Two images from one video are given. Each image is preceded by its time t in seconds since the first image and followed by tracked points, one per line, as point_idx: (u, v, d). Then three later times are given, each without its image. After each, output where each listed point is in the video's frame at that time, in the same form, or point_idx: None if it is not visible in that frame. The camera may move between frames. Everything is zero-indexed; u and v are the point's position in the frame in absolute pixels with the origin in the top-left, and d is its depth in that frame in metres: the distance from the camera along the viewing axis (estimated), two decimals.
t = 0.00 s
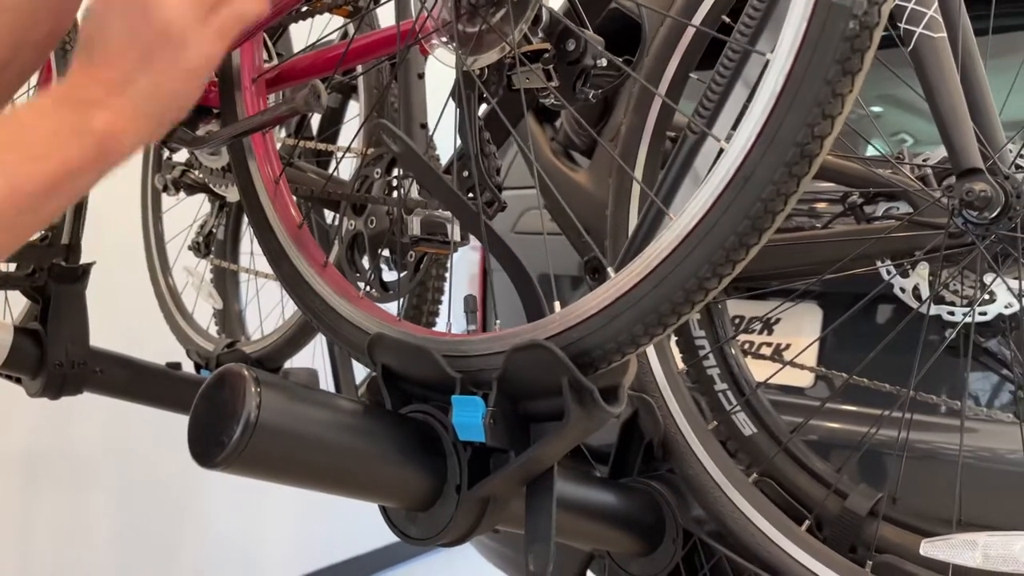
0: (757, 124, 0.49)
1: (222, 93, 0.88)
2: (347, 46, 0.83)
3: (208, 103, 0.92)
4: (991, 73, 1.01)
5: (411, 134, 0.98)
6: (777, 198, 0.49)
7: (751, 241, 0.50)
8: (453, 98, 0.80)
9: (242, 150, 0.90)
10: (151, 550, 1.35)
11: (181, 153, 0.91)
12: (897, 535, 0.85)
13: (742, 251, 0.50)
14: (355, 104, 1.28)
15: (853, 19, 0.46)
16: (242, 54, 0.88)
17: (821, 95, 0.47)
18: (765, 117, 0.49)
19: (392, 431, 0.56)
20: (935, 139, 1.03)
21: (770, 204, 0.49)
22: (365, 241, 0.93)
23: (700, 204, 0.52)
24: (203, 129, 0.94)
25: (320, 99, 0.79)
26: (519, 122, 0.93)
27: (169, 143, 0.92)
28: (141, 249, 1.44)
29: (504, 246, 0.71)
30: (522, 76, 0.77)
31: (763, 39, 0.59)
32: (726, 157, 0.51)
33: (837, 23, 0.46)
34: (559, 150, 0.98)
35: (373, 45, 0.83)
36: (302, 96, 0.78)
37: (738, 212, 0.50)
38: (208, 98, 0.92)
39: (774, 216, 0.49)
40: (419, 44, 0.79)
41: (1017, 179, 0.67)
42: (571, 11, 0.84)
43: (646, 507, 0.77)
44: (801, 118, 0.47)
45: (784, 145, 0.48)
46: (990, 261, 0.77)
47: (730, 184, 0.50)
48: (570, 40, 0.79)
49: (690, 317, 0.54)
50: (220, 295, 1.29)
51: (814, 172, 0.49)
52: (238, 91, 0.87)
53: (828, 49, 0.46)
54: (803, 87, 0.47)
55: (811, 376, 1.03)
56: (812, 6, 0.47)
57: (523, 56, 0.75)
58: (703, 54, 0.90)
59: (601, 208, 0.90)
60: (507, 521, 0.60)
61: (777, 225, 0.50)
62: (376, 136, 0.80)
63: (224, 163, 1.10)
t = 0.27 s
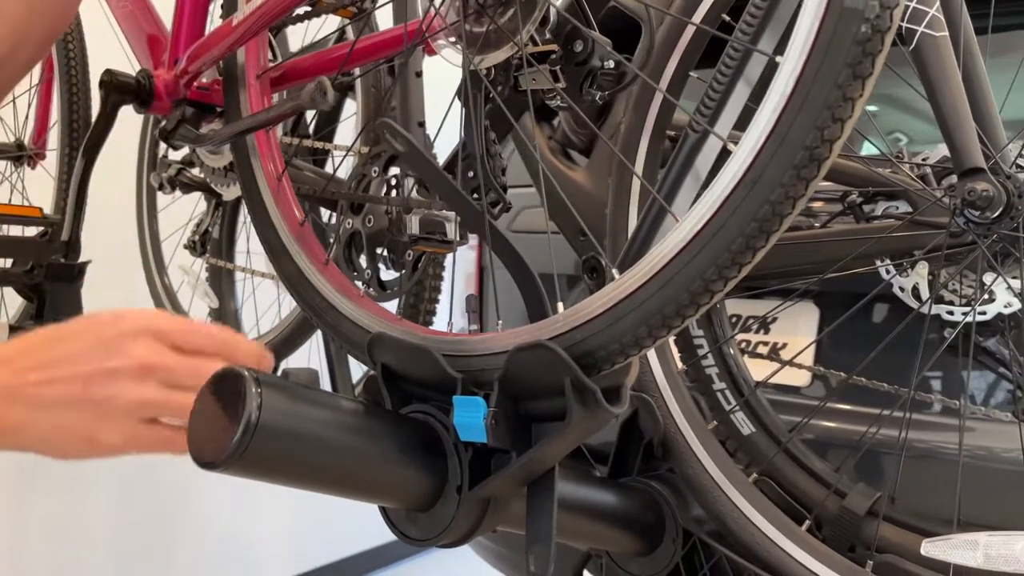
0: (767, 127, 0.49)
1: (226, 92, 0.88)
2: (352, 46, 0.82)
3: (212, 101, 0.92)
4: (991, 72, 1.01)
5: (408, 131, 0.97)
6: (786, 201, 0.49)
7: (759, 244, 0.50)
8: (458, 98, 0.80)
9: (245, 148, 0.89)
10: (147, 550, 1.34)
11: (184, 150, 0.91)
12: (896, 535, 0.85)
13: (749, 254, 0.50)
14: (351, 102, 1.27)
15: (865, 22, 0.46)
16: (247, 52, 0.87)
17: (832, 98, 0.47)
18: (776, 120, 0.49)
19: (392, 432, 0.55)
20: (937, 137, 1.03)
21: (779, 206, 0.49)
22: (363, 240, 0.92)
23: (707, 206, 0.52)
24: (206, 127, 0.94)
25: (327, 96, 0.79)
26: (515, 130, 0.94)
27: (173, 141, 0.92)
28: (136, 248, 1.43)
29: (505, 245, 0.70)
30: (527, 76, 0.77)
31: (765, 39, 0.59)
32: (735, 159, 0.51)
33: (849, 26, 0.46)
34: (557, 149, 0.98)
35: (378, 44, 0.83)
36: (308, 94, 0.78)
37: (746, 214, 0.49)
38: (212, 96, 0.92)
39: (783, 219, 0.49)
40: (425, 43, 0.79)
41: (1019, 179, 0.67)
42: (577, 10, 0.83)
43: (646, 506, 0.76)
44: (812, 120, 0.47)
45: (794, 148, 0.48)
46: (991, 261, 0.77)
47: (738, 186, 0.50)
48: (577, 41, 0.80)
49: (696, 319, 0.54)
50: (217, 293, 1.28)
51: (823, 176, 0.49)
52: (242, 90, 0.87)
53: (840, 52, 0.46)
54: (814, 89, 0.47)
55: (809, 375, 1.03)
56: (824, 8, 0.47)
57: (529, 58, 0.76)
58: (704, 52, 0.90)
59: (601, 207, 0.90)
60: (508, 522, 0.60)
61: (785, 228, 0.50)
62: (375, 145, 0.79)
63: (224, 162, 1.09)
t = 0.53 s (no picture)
0: (767, 126, 0.49)
1: (227, 92, 0.87)
2: (354, 47, 0.82)
3: (212, 100, 0.91)
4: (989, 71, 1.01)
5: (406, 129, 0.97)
6: (787, 199, 0.49)
7: (760, 242, 0.50)
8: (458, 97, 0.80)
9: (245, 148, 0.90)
10: (143, 550, 1.34)
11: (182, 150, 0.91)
12: (893, 534, 0.85)
13: (750, 252, 0.50)
14: (349, 101, 1.27)
15: (867, 21, 0.46)
16: (248, 52, 0.87)
17: (834, 98, 0.47)
18: (777, 118, 0.49)
19: (392, 432, 0.55)
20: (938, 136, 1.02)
21: (780, 205, 0.49)
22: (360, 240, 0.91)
23: (707, 206, 0.51)
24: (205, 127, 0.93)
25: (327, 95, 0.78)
26: (514, 132, 0.94)
27: (172, 139, 0.91)
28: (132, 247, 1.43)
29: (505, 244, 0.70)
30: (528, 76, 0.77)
31: (764, 37, 0.59)
32: (735, 158, 0.50)
33: (852, 25, 0.46)
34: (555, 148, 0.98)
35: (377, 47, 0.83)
36: (308, 93, 0.77)
37: (747, 213, 0.49)
38: (213, 96, 0.91)
39: (784, 218, 0.49)
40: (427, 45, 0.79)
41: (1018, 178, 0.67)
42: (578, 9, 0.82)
43: (644, 506, 0.76)
44: (814, 119, 0.47)
45: (796, 147, 0.48)
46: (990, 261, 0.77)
47: (739, 184, 0.50)
48: (580, 42, 0.78)
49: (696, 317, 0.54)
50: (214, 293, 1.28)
51: (825, 174, 0.49)
52: (242, 90, 0.87)
53: (842, 51, 0.46)
54: (817, 87, 0.47)
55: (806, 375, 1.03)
56: (826, 7, 0.47)
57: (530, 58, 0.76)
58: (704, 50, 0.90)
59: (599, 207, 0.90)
60: (507, 522, 0.59)
61: (786, 227, 0.50)
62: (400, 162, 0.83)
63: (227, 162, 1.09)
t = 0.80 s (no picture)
0: (766, 121, 0.49)
1: (221, 90, 0.88)
2: (349, 43, 0.82)
3: (206, 99, 0.91)
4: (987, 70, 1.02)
5: (404, 128, 0.97)
6: (787, 196, 0.48)
7: (759, 239, 0.50)
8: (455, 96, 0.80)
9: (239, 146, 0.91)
10: (139, 550, 1.33)
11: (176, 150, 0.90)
12: (893, 534, 0.85)
13: (750, 249, 0.50)
14: (346, 100, 1.26)
15: (865, 16, 0.46)
16: (241, 49, 0.87)
17: (832, 93, 0.46)
18: (775, 114, 0.49)
19: (392, 432, 0.55)
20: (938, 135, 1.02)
21: (779, 202, 0.49)
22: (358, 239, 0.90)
23: (706, 202, 0.51)
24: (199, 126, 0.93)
25: (322, 94, 0.78)
26: (512, 132, 0.93)
27: (166, 139, 0.90)
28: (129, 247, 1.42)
29: (504, 244, 0.70)
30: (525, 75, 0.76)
31: (766, 35, 0.59)
32: (734, 154, 0.50)
33: (850, 20, 0.46)
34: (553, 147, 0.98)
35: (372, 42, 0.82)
36: (303, 91, 0.77)
37: (746, 210, 0.49)
38: (206, 94, 0.91)
39: (783, 215, 0.49)
40: (421, 42, 0.79)
41: (1018, 178, 0.66)
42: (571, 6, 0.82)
43: (643, 505, 0.76)
44: (813, 114, 0.47)
45: (794, 142, 0.48)
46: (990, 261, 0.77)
47: (739, 181, 0.50)
48: (574, 39, 0.79)
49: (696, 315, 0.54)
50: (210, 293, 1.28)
51: (824, 170, 0.49)
52: (236, 89, 0.87)
53: (840, 46, 0.46)
54: (815, 83, 0.47)
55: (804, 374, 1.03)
56: (823, 2, 0.47)
57: (524, 54, 0.74)
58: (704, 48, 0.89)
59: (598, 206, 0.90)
60: (507, 522, 0.59)
61: (785, 224, 0.50)
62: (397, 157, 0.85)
63: (219, 160, 1.08)
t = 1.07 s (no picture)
0: (767, 123, 0.49)
1: (219, 86, 0.88)
2: (346, 39, 0.81)
3: (203, 96, 0.90)
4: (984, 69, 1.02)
5: (403, 126, 0.97)
6: (787, 198, 0.48)
7: (760, 241, 0.50)
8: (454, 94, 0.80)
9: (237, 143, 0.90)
10: (136, 549, 1.33)
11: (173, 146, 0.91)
12: (891, 532, 0.85)
13: (750, 252, 0.50)
14: (344, 98, 1.26)
15: (868, 18, 0.45)
16: (238, 46, 0.87)
17: (835, 96, 0.46)
18: (777, 115, 0.49)
19: (391, 430, 0.55)
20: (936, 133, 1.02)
21: (780, 204, 0.49)
22: (356, 237, 0.91)
23: (707, 204, 0.51)
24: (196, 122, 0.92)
25: (320, 91, 0.77)
26: (510, 130, 0.93)
27: (164, 136, 0.90)
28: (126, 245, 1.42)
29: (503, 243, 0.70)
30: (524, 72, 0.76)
31: (764, 34, 0.59)
32: (735, 156, 0.50)
33: (852, 23, 0.46)
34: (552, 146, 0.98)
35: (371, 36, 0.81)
36: (301, 89, 0.76)
37: (746, 212, 0.49)
38: (203, 91, 0.91)
39: (784, 217, 0.49)
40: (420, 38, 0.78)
41: (1017, 176, 0.66)
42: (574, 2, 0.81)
43: (640, 504, 0.76)
44: (815, 117, 0.47)
45: (795, 145, 0.48)
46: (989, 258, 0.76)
47: (739, 183, 0.50)
48: (574, 34, 0.79)
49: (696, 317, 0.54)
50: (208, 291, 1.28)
51: (825, 173, 0.48)
52: (234, 85, 0.87)
53: (842, 48, 0.46)
54: (817, 85, 0.47)
55: (801, 373, 1.04)
56: (826, 4, 0.47)
57: (524, 50, 0.74)
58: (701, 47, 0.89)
59: (597, 205, 0.90)
60: (505, 521, 0.59)
61: (785, 226, 0.50)
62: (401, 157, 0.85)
63: (217, 158, 1.08)
